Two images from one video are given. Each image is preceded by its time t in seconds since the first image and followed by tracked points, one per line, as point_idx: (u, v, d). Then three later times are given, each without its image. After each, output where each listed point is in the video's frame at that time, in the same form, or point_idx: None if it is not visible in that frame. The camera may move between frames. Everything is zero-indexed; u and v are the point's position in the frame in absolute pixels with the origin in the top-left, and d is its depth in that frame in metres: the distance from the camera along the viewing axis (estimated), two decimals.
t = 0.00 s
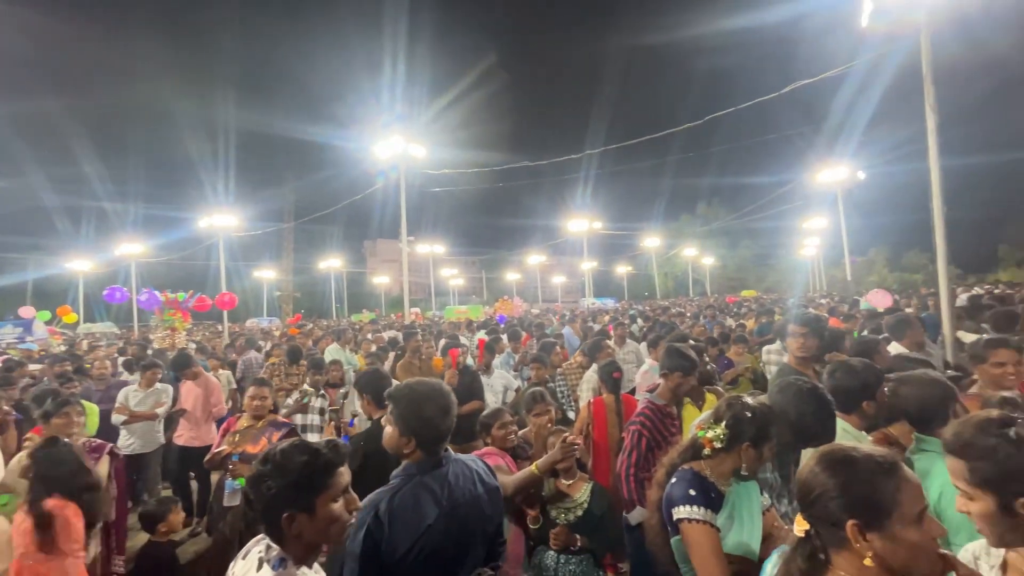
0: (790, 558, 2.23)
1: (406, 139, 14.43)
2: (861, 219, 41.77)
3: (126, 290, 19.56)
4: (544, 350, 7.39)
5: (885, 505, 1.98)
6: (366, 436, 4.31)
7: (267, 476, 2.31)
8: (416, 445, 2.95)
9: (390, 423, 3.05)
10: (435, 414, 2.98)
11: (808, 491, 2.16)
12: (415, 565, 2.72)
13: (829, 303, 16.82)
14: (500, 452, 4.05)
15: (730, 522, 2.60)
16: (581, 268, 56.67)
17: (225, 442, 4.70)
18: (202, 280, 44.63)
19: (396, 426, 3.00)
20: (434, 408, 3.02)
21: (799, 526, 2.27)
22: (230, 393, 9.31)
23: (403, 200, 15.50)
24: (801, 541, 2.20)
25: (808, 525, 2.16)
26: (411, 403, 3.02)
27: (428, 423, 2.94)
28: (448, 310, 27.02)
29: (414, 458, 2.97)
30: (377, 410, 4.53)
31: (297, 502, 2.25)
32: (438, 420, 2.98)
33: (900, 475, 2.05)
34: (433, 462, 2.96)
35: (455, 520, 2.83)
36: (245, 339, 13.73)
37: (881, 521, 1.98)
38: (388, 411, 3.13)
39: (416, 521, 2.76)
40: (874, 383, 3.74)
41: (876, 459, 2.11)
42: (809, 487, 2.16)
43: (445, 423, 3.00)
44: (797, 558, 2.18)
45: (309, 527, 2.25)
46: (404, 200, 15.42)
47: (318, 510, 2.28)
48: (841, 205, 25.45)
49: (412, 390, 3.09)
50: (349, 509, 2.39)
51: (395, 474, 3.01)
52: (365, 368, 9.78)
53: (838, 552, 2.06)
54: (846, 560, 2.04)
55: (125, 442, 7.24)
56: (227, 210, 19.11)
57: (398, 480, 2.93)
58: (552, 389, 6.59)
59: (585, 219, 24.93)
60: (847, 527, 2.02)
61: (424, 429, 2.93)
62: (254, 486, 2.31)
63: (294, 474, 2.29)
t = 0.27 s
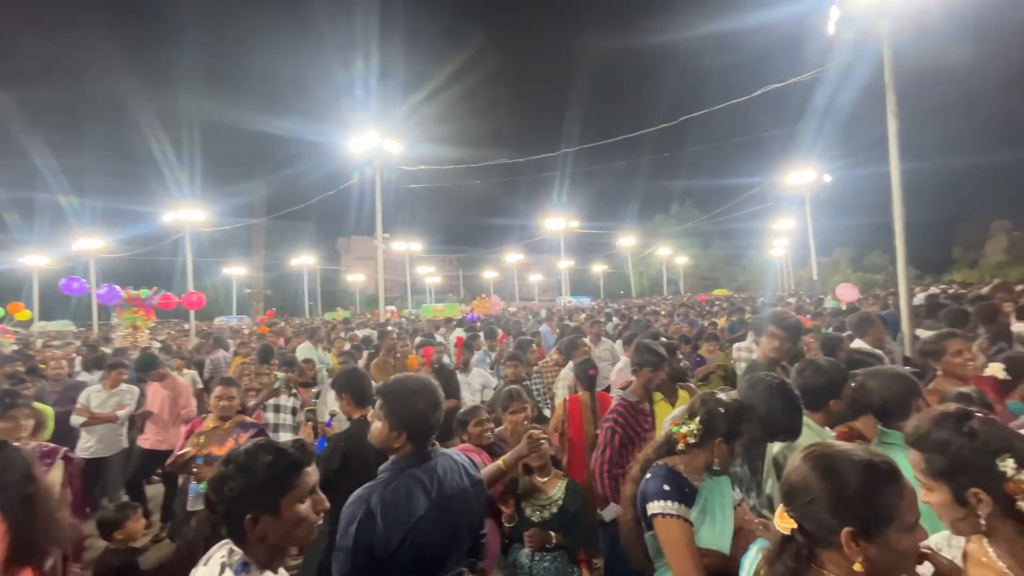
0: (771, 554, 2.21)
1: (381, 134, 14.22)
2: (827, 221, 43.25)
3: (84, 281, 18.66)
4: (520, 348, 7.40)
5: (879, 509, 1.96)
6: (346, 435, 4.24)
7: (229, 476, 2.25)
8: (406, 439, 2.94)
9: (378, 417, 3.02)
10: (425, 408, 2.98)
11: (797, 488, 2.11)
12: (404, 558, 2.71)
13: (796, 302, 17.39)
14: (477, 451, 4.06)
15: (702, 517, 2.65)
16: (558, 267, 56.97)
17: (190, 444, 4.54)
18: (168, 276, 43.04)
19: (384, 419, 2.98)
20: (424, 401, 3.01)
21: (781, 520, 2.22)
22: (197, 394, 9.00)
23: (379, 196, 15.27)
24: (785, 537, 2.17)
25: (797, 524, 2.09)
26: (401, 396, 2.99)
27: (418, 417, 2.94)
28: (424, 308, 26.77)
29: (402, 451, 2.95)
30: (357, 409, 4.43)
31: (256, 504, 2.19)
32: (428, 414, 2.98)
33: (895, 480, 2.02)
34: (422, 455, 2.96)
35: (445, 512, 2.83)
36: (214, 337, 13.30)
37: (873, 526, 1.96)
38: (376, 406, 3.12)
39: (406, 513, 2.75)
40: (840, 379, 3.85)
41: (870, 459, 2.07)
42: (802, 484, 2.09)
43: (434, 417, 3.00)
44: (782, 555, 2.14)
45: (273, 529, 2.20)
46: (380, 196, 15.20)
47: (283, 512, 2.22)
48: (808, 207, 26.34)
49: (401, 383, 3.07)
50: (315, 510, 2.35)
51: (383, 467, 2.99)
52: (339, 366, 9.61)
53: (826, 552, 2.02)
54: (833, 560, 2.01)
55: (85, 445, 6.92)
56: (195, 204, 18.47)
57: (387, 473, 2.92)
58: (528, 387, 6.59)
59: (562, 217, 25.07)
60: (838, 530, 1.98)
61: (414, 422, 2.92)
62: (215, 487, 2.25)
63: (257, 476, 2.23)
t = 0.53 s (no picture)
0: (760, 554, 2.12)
1: (360, 131, 14.00)
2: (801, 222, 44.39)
3: (47, 277, 17.85)
4: (500, 347, 7.39)
5: (874, 510, 1.88)
6: (327, 434, 4.19)
7: (200, 478, 2.19)
8: (406, 435, 3.07)
9: (377, 413, 3.11)
10: (424, 405, 3.13)
11: (791, 488, 2.01)
12: (406, 548, 2.90)
13: (771, 301, 17.79)
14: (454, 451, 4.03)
15: (680, 514, 2.69)
16: (539, 266, 57.07)
17: (159, 446, 4.40)
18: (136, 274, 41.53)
19: (383, 415, 3.08)
20: (422, 399, 3.16)
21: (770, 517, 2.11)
22: (168, 395, 8.72)
23: (358, 193, 15.04)
24: (774, 535, 2.07)
25: (789, 522, 1.98)
26: (401, 394, 3.11)
27: (419, 413, 3.10)
28: (404, 308, 26.48)
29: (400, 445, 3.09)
30: (334, 410, 4.35)
31: (230, 504, 2.14)
32: (426, 411, 3.13)
33: (891, 478, 1.94)
34: (419, 450, 3.13)
35: (442, 503, 3.06)
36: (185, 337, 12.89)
37: (867, 526, 1.88)
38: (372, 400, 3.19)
39: (408, 505, 2.93)
40: (810, 377, 3.93)
41: (864, 457, 1.99)
42: (797, 485, 2.00)
43: (431, 414, 3.17)
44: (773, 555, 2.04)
45: (245, 530, 2.15)
46: (359, 193, 14.98)
47: (255, 513, 2.17)
48: (782, 209, 26.99)
49: (400, 381, 3.19)
50: (287, 511, 2.29)
51: (380, 462, 3.13)
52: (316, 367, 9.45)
53: (820, 551, 1.93)
54: (825, 559, 1.92)
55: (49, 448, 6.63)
56: (165, 199, 17.88)
57: (385, 467, 3.06)
58: (509, 386, 6.60)
59: (543, 217, 25.11)
60: (834, 532, 1.89)
61: (416, 418, 3.08)
62: (185, 490, 2.19)
63: (229, 477, 2.17)
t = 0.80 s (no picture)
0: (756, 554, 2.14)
1: (341, 128, 13.79)
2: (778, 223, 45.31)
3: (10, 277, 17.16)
4: (483, 346, 7.39)
5: (868, 508, 1.90)
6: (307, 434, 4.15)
7: (166, 485, 2.14)
8: (402, 431, 3.07)
9: (373, 411, 3.08)
10: (420, 401, 3.13)
11: (785, 491, 2.02)
12: (404, 543, 2.91)
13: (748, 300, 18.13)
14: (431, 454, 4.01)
15: (659, 512, 2.74)
16: (522, 265, 57.11)
17: (131, 450, 4.28)
18: (107, 272, 40.19)
19: (378, 412, 3.06)
20: (417, 395, 3.15)
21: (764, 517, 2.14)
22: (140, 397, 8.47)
23: (338, 190, 14.83)
24: (769, 536, 2.09)
25: (785, 525, 2.00)
26: (397, 390, 3.09)
27: (414, 409, 3.10)
28: (386, 307, 26.21)
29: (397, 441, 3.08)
30: (313, 411, 4.30)
31: (202, 510, 2.10)
32: (421, 407, 3.14)
33: (884, 473, 1.96)
34: (413, 446, 3.13)
35: (438, 496, 3.09)
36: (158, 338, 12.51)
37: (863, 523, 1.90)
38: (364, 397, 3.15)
39: (406, 499, 2.94)
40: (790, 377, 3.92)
41: (857, 456, 2.00)
42: (791, 488, 2.00)
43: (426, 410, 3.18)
44: (769, 555, 2.06)
45: (216, 538, 2.10)
46: (340, 190, 14.77)
47: (226, 519, 2.12)
48: (760, 210, 27.53)
49: (394, 378, 3.16)
50: (260, 516, 2.26)
51: (374, 459, 3.09)
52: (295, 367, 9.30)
53: (815, 551, 1.95)
54: (820, 558, 1.94)
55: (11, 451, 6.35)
56: (137, 195, 17.35)
57: (380, 462, 3.05)
58: (492, 386, 6.59)
59: (526, 216, 25.11)
60: (829, 532, 1.91)
61: (411, 414, 3.08)
62: (153, 497, 2.13)
63: (196, 482, 2.12)
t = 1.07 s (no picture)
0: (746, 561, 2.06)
1: (318, 125, 13.55)
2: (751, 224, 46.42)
3: None
4: (463, 345, 7.36)
5: (864, 511, 1.85)
6: (279, 436, 4.06)
7: (121, 496, 2.05)
8: (391, 429, 3.03)
9: (360, 410, 3.03)
10: (409, 399, 3.11)
11: (781, 498, 1.94)
12: (387, 541, 2.87)
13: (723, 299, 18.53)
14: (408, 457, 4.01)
15: (635, 510, 2.76)
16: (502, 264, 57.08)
17: (90, 456, 4.12)
18: (69, 270, 38.62)
19: (366, 410, 3.01)
20: (406, 393, 3.12)
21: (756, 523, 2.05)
22: (103, 400, 8.15)
23: (314, 187, 14.56)
24: (762, 543, 2.01)
25: (779, 533, 1.92)
26: (386, 388, 3.06)
27: (403, 408, 3.07)
28: (363, 307, 25.90)
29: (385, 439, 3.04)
30: (283, 415, 4.21)
31: (161, 523, 2.04)
32: (409, 405, 3.11)
33: (879, 475, 1.92)
34: (400, 444, 3.09)
35: (422, 495, 3.06)
36: (124, 338, 12.07)
37: (860, 526, 1.85)
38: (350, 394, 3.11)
39: (389, 498, 2.90)
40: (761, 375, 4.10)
41: (849, 458, 1.95)
42: (788, 495, 1.92)
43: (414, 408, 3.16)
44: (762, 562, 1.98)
45: (175, 551, 2.05)
46: (315, 189, 14.53)
47: (186, 532, 2.07)
48: (734, 212, 28.21)
49: (381, 376, 3.12)
50: (222, 527, 2.21)
51: (356, 459, 3.05)
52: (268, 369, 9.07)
53: (810, 558, 1.88)
54: (814, 562, 1.88)
55: None
56: (102, 191, 16.71)
57: (365, 461, 3.00)
58: (471, 385, 6.56)
59: (506, 216, 25.12)
60: (827, 540, 1.85)
61: (399, 412, 3.05)
62: (103, 511, 2.04)
63: (154, 493, 2.06)
